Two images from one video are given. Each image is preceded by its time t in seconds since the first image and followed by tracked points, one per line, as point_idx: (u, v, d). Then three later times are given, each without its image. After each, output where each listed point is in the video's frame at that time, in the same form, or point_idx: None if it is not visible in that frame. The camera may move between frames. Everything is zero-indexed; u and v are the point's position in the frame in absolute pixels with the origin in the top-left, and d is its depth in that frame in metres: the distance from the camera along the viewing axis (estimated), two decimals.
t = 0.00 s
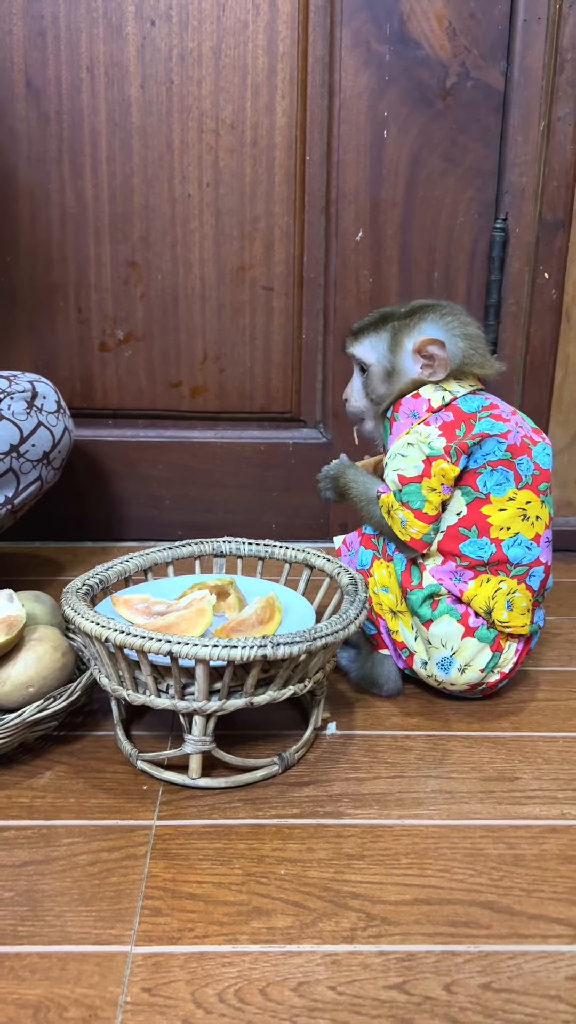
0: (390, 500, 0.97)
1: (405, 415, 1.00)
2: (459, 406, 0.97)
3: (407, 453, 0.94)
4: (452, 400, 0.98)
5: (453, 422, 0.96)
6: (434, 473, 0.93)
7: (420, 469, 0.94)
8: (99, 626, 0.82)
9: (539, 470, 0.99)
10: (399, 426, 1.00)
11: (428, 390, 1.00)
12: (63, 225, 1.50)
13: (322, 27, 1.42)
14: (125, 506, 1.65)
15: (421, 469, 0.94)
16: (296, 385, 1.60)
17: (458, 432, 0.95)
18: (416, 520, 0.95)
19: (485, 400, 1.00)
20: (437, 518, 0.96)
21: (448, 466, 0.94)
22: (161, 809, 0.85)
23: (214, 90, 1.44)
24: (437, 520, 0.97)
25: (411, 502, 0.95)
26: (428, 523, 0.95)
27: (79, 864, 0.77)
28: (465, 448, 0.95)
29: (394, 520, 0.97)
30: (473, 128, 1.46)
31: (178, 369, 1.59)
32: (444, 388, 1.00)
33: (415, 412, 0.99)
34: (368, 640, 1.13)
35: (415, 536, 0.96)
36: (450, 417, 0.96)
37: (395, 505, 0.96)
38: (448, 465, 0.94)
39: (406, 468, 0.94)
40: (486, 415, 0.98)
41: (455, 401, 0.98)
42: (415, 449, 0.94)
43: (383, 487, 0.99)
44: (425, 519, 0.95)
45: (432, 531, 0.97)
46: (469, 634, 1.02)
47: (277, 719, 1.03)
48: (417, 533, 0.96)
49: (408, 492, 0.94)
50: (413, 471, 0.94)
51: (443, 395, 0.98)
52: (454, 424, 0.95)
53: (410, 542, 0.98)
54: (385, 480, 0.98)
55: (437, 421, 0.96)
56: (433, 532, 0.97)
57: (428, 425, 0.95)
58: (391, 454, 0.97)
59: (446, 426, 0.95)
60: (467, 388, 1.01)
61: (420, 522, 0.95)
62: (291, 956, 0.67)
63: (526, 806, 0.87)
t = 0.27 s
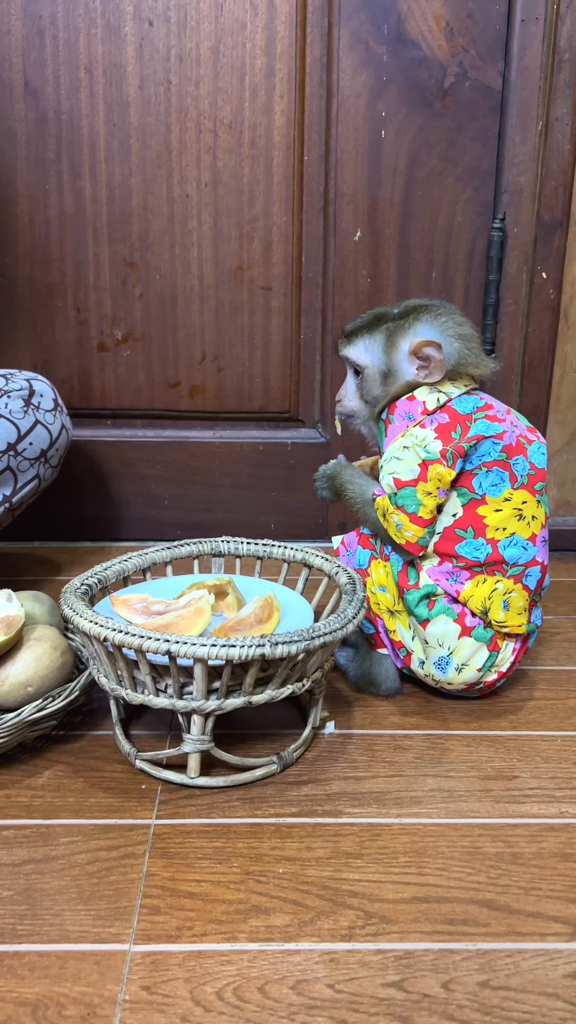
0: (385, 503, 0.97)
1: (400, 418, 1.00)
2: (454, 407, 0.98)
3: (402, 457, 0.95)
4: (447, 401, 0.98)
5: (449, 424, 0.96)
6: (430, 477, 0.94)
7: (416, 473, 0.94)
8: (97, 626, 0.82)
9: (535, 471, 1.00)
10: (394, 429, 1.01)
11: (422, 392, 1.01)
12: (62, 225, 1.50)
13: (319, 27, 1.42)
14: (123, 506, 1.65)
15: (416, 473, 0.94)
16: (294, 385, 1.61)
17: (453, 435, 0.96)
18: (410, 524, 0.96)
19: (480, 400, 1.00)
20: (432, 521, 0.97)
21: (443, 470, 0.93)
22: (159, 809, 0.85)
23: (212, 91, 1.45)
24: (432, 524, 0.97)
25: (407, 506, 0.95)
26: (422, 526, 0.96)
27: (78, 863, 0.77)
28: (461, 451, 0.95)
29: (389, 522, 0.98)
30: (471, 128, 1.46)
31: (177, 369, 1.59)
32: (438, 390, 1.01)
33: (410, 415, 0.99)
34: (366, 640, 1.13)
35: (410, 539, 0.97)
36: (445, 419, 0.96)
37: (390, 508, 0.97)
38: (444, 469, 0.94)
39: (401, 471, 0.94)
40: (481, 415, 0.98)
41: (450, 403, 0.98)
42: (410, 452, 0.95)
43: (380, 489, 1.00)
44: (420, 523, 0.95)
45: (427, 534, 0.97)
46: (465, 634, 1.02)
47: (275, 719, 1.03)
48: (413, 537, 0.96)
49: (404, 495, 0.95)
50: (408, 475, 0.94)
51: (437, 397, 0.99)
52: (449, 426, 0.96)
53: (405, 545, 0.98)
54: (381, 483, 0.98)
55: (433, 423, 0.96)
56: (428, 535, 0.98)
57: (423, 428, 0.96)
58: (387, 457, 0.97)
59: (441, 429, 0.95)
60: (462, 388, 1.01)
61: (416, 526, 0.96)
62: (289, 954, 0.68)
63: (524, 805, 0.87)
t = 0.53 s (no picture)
0: (385, 504, 0.98)
1: (397, 420, 0.99)
2: (451, 407, 0.97)
3: (400, 458, 0.95)
4: (443, 400, 0.97)
5: (444, 424, 0.96)
6: (426, 480, 0.94)
7: (413, 475, 0.95)
8: (95, 625, 0.82)
9: (534, 472, 1.00)
10: (391, 430, 1.00)
11: (418, 391, 0.99)
12: (60, 226, 1.50)
13: (317, 28, 1.42)
14: (122, 506, 1.65)
15: (413, 476, 0.95)
16: (293, 384, 1.61)
17: (449, 435, 0.95)
18: (411, 525, 0.97)
19: (478, 397, 0.99)
20: (433, 522, 0.98)
21: (438, 472, 0.94)
22: (157, 808, 0.85)
23: (210, 91, 1.45)
24: (433, 524, 0.98)
25: (406, 508, 0.96)
26: (424, 528, 0.97)
27: (76, 862, 0.77)
28: (456, 453, 0.95)
29: (390, 524, 0.99)
30: (469, 128, 1.46)
31: (175, 369, 1.59)
32: (434, 388, 0.98)
33: (406, 416, 0.98)
34: (364, 639, 1.13)
35: (412, 540, 0.98)
36: (441, 419, 0.96)
37: (391, 510, 0.98)
38: (439, 471, 0.94)
39: (399, 473, 0.95)
40: (478, 415, 0.97)
41: (446, 402, 0.97)
42: (406, 454, 0.95)
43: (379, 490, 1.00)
44: (422, 524, 0.97)
45: (429, 536, 0.98)
46: (460, 636, 1.02)
47: (274, 718, 1.03)
48: (414, 539, 0.98)
49: (405, 497, 0.96)
50: (405, 477, 0.95)
51: (434, 396, 0.97)
52: (445, 426, 0.96)
53: (407, 546, 0.99)
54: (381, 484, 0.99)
55: (429, 423, 0.96)
56: (429, 536, 0.99)
57: (419, 428, 0.96)
58: (385, 458, 0.98)
59: (437, 429, 0.95)
60: (458, 383, 0.99)
61: (417, 527, 0.97)
62: (287, 953, 0.68)
63: (522, 804, 0.88)
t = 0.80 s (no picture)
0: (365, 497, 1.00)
1: (387, 413, 1.02)
2: (439, 404, 0.97)
3: (381, 453, 0.97)
4: (431, 398, 0.98)
5: (428, 422, 0.97)
6: (399, 476, 0.95)
7: (388, 470, 0.96)
8: (94, 626, 0.82)
9: (520, 477, 0.98)
10: (383, 423, 1.03)
11: (409, 385, 1.01)
12: (59, 227, 1.51)
13: (315, 29, 1.42)
14: (121, 507, 1.65)
15: (389, 470, 0.96)
16: (292, 385, 1.61)
17: (430, 434, 0.96)
18: (385, 519, 0.99)
19: (469, 396, 0.98)
20: (408, 517, 0.98)
21: (411, 469, 0.94)
22: (156, 809, 0.85)
23: (209, 92, 1.45)
24: (409, 519, 0.99)
25: (381, 501, 0.98)
26: (396, 522, 0.98)
27: (75, 863, 0.77)
28: (432, 453, 0.95)
29: (369, 516, 1.01)
30: (467, 128, 1.47)
31: (174, 370, 1.59)
32: (424, 382, 1.00)
33: (395, 410, 1.00)
34: (363, 639, 1.13)
35: (386, 533, 1.00)
36: (425, 415, 0.97)
37: (370, 503, 1.00)
38: (413, 468, 0.94)
39: (378, 467, 0.97)
40: (462, 416, 0.96)
41: (435, 398, 0.97)
42: (386, 449, 0.96)
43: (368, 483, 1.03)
44: (394, 518, 0.98)
45: (402, 530, 0.99)
46: (445, 640, 1.03)
47: (272, 718, 1.04)
48: (388, 531, 1.00)
49: (381, 491, 0.97)
50: (380, 471, 0.97)
51: (423, 391, 0.99)
52: (429, 422, 0.97)
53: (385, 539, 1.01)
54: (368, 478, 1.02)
55: (413, 419, 0.97)
56: (405, 531, 1.00)
57: (404, 423, 0.97)
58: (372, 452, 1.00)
59: (420, 426, 0.97)
60: (451, 381, 0.99)
61: (391, 521, 0.98)
62: (286, 953, 0.68)
63: (521, 804, 0.88)
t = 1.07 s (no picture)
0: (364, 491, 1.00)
1: (393, 410, 1.01)
2: (445, 404, 0.97)
3: (385, 450, 0.97)
4: (438, 397, 0.98)
5: (433, 420, 0.96)
6: (401, 471, 0.95)
7: (390, 466, 0.96)
8: (93, 628, 0.82)
9: (524, 478, 0.98)
10: (387, 420, 1.02)
11: (415, 384, 1.01)
12: (58, 228, 1.51)
13: (314, 31, 1.43)
14: (120, 508, 1.65)
15: (391, 466, 0.96)
16: (291, 386, 1.61)
17: (435, 432, 0.96)
18: (383, 514, 0.98)
19: (475, 397, 0.98)
20: (405, 514, 0.98)
21: (414, 466, 0.94)
22: (156, 810, 0.85)
23: (207, 94, 1.45)
24: (406, 517, 0.99)
25: (380, 496, 0.98)
26: (393, 518, 0.98)
27: (75, 865, 0.77)
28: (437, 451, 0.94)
29: (366, 511, 1.01)
30: (466, 130, 1.47)
31: (173, 372, 1.59)
32: (431, 382, 1.00)
33: (401, 408, 1.00)
34: (362, 640, 1.13)
35: (383, 529, 1.00)
36: (431, 414, 0.97)
37: (369, 498, 1.00)
38: (416, 466, 0.94)
39: (380, 462, 0.97)
40: (467, 416, 0.97)
41: (442, 397, 0.98)
42: (390, 445, 0.96)
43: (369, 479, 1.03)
44: (392, 515, 0.98)
45: (400, 527, 0.99)
46: (447, 640, 1.03)
47: (272, 720, 1.04)
48: (385, 528, 1.00)
49: (379, 487, 0.97)
50: (383, 466, 0.97)
51: (430, 390, 0.99)
52: (434, 421, 0.96)
53: (381, 535, 1.01)
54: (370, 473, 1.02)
55: (419, 416, 0.97)
56: (402, 528, 0.99)
57: (410, 421, 0.97)
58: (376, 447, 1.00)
59: (425, 424, 0.96)
60: (458, 381, 1.00)
61: (388, 517, 0.98)
62: (285, 954, 0.68)
63: (520, 804, 0.88)
